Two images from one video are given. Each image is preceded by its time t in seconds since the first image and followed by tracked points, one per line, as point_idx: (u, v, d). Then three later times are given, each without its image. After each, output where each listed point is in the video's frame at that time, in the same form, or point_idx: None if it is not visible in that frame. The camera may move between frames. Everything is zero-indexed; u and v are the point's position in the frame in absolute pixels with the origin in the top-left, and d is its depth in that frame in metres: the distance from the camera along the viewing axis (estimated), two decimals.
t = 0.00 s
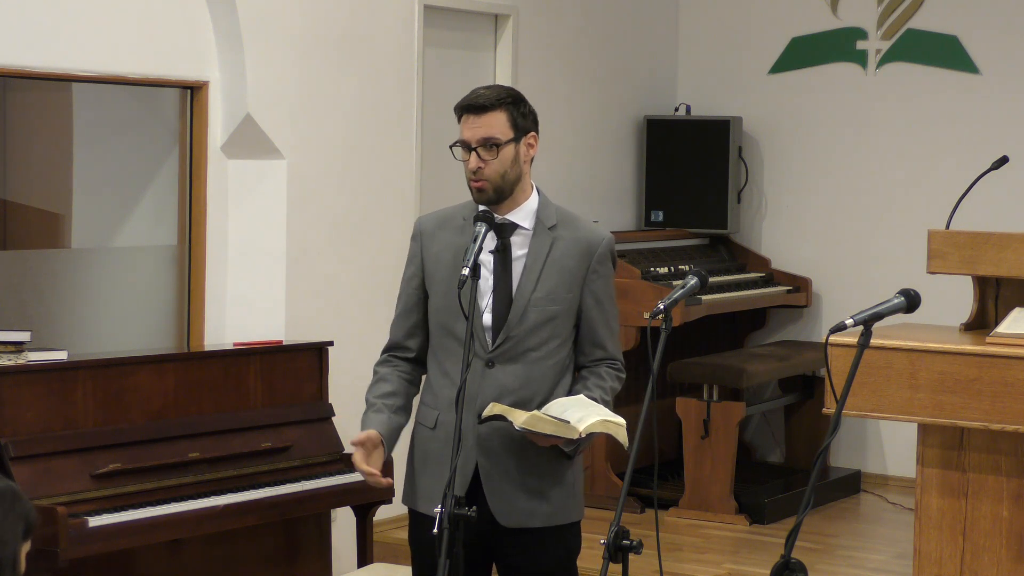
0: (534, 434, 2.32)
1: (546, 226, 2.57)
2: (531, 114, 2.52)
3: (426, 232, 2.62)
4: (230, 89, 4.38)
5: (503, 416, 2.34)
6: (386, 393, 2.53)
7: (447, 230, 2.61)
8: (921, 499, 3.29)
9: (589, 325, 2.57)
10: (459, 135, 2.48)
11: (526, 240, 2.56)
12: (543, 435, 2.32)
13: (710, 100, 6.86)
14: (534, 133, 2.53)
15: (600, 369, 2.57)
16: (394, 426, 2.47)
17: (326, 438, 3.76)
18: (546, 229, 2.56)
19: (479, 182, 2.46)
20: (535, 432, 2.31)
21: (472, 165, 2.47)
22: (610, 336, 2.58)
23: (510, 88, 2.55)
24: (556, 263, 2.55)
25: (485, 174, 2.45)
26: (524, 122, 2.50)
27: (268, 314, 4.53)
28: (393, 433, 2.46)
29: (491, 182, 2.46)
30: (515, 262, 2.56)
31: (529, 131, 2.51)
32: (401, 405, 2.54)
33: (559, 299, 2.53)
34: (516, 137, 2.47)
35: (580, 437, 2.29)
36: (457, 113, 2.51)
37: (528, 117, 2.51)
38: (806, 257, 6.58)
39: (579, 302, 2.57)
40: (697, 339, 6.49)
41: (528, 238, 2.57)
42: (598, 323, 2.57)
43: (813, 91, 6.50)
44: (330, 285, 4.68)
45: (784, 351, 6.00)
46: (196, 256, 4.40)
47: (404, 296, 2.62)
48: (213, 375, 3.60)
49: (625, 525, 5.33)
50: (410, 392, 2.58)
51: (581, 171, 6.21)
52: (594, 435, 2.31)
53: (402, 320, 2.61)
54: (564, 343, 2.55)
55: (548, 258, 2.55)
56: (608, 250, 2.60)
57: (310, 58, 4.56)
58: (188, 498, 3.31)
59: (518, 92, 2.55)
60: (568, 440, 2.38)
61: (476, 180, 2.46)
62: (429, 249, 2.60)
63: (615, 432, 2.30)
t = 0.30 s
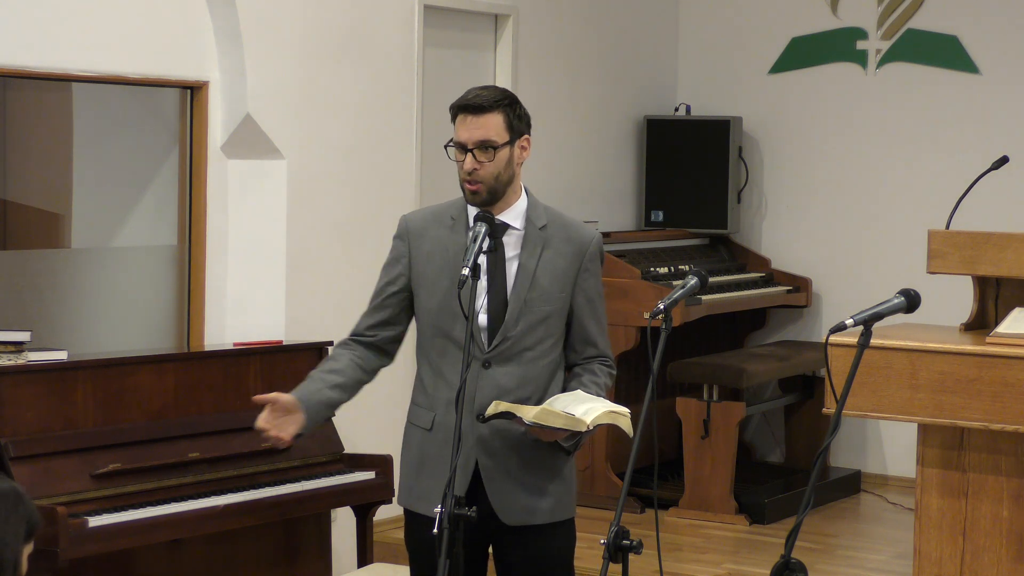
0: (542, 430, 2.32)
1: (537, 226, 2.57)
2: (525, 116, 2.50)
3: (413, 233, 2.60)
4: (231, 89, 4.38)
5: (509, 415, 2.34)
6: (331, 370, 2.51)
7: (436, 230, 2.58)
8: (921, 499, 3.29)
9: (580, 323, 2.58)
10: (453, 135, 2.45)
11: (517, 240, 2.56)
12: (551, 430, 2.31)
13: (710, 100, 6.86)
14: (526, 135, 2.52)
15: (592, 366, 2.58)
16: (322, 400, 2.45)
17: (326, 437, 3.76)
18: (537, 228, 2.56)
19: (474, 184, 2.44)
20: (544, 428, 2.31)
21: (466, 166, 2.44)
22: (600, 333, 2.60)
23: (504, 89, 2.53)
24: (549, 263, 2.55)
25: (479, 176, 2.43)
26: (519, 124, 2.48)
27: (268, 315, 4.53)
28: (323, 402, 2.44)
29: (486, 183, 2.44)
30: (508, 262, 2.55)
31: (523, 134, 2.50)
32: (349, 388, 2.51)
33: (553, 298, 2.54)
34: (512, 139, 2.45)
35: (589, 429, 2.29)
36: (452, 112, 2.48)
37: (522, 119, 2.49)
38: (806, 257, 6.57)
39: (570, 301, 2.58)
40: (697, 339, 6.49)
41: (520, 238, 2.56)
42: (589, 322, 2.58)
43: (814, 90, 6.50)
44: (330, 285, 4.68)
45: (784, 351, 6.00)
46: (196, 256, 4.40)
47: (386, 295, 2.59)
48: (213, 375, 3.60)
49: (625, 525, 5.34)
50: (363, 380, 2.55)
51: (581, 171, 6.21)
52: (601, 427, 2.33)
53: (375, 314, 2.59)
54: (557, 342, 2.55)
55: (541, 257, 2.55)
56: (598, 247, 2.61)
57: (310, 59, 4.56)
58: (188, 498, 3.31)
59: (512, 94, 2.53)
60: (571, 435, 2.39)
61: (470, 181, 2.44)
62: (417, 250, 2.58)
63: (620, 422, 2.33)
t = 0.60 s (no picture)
0: (543, 428, 2.33)
1: (536, 226, 2.57)
2: (529, 117, 2.52)
3: (412, 232, 2.60)
4: (231, 90, 4.38)
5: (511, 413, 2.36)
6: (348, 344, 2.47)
7: (435, 229, 2.59)
8: (921, 499, 3.29)
9: (579, 322, 2.59)
10: (459, 134, 2.46)
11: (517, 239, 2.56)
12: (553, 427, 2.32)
13: (710, 100, 6.86)
14: (529, 136, 2.54)
15: (590, 365, 2.59)
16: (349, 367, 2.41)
17: (325, 437, 3.77)
18: (536, 228, 2.56)
19: (479, 182, 2.46)
20: (546, 426, 2.33)
21: (472, 164, 2.46)
22: (598, 333, 2.61)
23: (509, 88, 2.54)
24: (549, 262, 2.56)
25: (487, 175, 2.45)
26: (525, 125, 2.50)
27: (268, 314, 4.53)
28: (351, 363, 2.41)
29: (492, 183, 2.46)
30: (509, 262, 2.55)
31: (527, 134, 2.52)
32: (367, 363, 2.47)
33: (552, 297, 2.54)
34: (518, 140, 2.47)
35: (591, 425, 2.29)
36: (458, 111, 2.49)
37: (527, 120, 2.51)
38: (806, 257, 6.57)
39: (569, 300, 2.59)
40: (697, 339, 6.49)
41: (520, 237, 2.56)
42: (587, 321, 2.59)
43: (813, 90, 6.50)
44: (330, 285, 4.68)
45: (784, 351, 6.00)
46: (196, 257, 4.40)
47: (385, 291, 2.58)
48: (213, 375, 3.60)
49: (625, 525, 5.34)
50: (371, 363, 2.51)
51: (581, 171, 6.21)
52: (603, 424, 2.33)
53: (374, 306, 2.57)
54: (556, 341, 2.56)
55: (540, 257, 2.56)
56: (596, 247, 2.63)
57: (309, 59, 4.56)
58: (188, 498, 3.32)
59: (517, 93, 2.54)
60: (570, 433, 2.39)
61: (477, 180, 2.46)
62: (417, 249, 2.58)
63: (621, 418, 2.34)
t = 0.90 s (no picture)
0: (544, 427, 2.32)
1: (561, 223, 2.57)
2: (562, 114, 2.58)
3: (439, 222, 2.61)
4: (231, 90, 4.38)
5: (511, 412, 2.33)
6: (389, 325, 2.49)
7: (463, 221, 2.59)
8: (921, 499, 3.29)
9: (599, 324, 2.58)
10: (493, 122, 2.52)
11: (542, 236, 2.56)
12: (554, 427, 2.32)
13: (711, 100, 6.87)
14: (561, 133, 2.60)
15: (608, 369, 2.59)
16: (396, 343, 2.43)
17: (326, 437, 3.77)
18: (561, 226, 2.57)
19: (509, 171, 2.50)
20: (546, 425, 2.32)
21: (504, 153, 2.50)
22: (619, 336, 2.59)
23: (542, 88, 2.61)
24: (572, 261, 2.56)
25: (518, 163, 2.49)
26: (557, 120, 2.56)
27: (268, 314, 4.52)
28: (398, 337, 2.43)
29: (522, 172, 2.50)
30: (532, 258, 2.56)
31: (559, 131, 2.57)
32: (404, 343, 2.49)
33: (574, 296, 2.54)
34: (550, 133, 2.52)
35: (592, 425, 2.31)
36: (493, 101, 2.55)
37: (559, 117, 2.57)
38: (806, 257, 6.57)
39: (591, 300, 2.58)
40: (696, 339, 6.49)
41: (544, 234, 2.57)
42: (609, 323, 2.58)
43: (813, 90, 6.50)
44: (330, 286, 4.68)
45: (784, 351, 6.00)
46: (196, 257, 4.40)
47: (411, 278, 2.60)
48: (213, 375, 3.60)
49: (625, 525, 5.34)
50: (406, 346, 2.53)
51: (581, 171, 6.21)
52: (603, 425, 2.35)
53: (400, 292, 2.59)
54: (576, 341, 2.56)
55: (563, 256, 2.55)
56: (620, 249, 2.61)
57: (309, 59, 4.56)
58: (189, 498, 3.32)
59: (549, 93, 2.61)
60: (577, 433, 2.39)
61: (507, 168, 2.50)
62: (444, 238, 2.59)
63: (624, 420, 2.35)
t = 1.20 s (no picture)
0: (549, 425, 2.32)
1: (583, 226, 2.58)
2: (582, 114, 2.59)
3: (461, 225, 2.63)
4: (231, 90, 4.38)
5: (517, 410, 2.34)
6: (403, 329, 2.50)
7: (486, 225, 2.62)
8: (921, 499, 3.29)
9: (624, 326, 2.58)
10: (511, 123, 2.54)
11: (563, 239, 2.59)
12: (561, 426, 2.33)
13: (710, 100, 6.87)
14: (582, 133, 2.60)
15: (631, 369, 2.56)
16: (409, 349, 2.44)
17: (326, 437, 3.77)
18: (582, 230, 2.58)
19: (525, 172, 2.52)
20: (550, 423, 2.32)
21: (520, 154, 2.52)
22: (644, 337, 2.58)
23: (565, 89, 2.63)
24: (593, 264, 2.56)
25: (533, 164, 2.51)
26: (576, 120, 2.56)
27: (268, 314, 4.52)
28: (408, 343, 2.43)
29: (538, 173, 2.51)
30: (554, 262, 2.58)
31: (579, 131, 2.58)
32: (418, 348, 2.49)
33: (597, 299, 2.55)
34: (567, 133, 2.53)
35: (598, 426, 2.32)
36: (512, 103, 2.57)
37: (579, 117, 2.57)
38: (806, 257, 6.57)
39: (615, 302, 2.58)
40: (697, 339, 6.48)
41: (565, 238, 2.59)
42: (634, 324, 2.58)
43: (813, 90, 6.50)
44: (329, 286, 4.67)
45: (785, 351, 6.00)
46: (196, 257, 4.40)
47: (432, 277, 2.60)
48: (212, 375, 3.60)
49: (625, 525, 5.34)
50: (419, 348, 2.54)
51: (581, 172, 6.21)
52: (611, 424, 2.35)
53: (419, 293, 2.60)
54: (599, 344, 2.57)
55: (585, 260, 2.57)
56: (644, 249, 2.61)
57: (310, 58, 4.56)
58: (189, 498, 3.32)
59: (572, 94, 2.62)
60: (591, 432, 2.40)
61: (522, 169, 2.52)
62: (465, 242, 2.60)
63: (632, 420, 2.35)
